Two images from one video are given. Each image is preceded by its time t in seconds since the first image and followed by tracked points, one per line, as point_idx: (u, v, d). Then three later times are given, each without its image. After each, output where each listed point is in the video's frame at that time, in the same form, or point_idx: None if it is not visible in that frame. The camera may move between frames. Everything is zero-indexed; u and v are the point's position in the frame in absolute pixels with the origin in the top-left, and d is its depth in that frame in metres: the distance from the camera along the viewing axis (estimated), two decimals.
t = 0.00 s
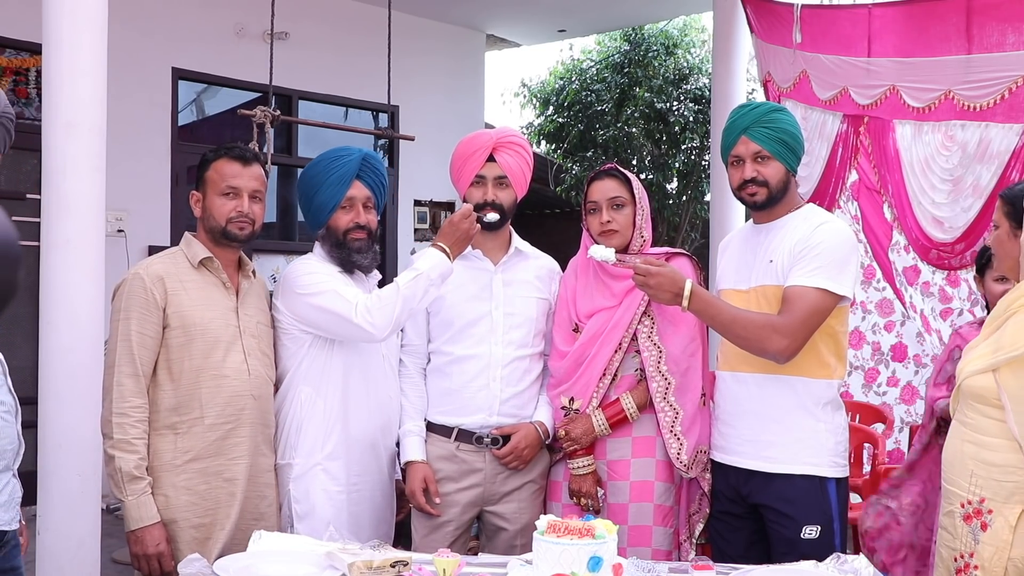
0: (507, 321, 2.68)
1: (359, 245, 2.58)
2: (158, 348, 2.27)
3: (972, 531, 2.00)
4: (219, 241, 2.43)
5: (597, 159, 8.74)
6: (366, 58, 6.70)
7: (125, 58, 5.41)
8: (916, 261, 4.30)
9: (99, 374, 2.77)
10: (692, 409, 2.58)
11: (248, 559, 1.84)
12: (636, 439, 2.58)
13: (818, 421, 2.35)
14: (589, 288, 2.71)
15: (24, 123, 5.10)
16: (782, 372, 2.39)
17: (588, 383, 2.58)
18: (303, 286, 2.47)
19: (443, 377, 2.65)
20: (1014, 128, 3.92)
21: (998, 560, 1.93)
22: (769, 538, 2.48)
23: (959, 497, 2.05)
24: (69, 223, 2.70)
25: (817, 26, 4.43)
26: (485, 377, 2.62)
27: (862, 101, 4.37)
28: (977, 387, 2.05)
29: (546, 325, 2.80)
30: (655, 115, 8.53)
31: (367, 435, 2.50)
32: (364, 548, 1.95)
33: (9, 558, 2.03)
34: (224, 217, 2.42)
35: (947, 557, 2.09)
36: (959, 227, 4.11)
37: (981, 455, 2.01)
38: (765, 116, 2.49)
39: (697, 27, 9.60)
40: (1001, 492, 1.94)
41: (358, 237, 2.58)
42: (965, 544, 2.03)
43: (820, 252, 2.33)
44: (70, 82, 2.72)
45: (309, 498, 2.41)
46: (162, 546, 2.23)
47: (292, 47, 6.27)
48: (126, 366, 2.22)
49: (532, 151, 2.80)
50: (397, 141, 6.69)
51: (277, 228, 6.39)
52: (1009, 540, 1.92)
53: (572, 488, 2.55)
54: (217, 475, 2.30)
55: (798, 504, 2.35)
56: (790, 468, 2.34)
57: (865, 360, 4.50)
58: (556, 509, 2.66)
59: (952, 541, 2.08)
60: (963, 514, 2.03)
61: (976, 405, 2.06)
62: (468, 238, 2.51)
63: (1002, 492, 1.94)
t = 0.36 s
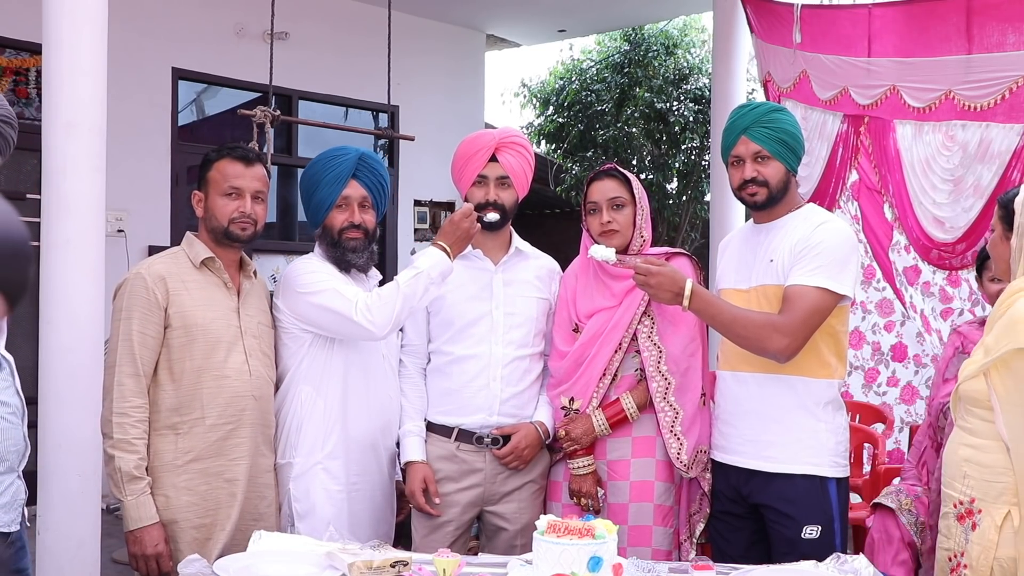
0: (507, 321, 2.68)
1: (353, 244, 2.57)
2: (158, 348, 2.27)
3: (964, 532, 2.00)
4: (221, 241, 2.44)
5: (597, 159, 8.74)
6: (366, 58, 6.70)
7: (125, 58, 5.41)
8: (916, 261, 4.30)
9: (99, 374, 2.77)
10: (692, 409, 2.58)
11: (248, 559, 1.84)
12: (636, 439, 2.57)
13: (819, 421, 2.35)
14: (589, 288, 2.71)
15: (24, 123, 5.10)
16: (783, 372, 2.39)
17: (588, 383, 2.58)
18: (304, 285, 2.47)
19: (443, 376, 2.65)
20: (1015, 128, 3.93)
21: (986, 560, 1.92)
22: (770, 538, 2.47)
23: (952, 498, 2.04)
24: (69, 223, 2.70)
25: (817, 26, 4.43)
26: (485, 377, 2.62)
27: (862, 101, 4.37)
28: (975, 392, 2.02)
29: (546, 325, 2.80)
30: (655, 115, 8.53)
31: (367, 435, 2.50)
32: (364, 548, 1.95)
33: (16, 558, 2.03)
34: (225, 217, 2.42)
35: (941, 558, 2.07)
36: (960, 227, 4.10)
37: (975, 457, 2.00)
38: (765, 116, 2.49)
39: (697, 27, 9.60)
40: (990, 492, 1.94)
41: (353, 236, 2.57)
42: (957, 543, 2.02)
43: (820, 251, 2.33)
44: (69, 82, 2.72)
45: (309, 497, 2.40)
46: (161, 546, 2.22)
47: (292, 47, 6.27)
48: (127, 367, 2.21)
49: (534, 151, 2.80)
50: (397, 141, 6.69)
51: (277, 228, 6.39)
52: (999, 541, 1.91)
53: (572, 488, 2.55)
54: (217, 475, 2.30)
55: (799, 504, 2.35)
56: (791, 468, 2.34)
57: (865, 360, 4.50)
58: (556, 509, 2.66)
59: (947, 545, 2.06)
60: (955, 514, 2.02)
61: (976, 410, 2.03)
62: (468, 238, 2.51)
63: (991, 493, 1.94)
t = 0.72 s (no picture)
0: (507, 320, 2.68)
1: (355, 244, 2.57)
2: (160, 349, 2.27)
3: (962, 532, 1.99)
4: (221, 241, 2.43)
5: (597, 159, 8.73)
6: (366, 58, 6.70)
7: (125, 58, 5.40)
8: (917, 261, 4.30)
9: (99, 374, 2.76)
10: (693, 409, 2.58)
11: (248, 559, 1.84)
12: (636, 440, 2.57)
13: (819, 421, 2.35)
14: (590, 288, 2.71)
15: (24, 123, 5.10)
16: (783, 371, 2.39)
17: (589, 383, 2.58)
18: (304, 285, 2.47)
19: (444, 376, 2.65)
20: (1016, 128, 3.92)
21: (981, 561, 1.92)
22: (770, 538, 2.48)
23: (952, 499, 2.04)
24: (69, 223, 2.70)
25: (817, 25, 4.43)
26: (485, 377, 2.62)
27: (862, 101, 4.38)
28: (968, 392, 2.02)
29: (546, 325, 2.80)
30: (655, 115, 8.53)
31: (368, 435, 2.50)
32: (365, 548, 1.95)
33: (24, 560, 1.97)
34: (227, 218, 2.42)
35: (941, 559, 2.07)
36: (961, 227, 4.10)
37: (968, 458, 1.99)
38: (766, 116, 2.49)
39: (697, 26, 9.59)
40: (986, 493, 1.93)
41: (355, 237, 2.57)
42: (955, 545, 2.02)
43: (820, 251, 2.33)
44: (69, 82, 2.72)
45: (309, 497, 2.40)
46: (164, 547, 2.22)
47: (292, 47, 6.27)
48: (129, 367, 2.21)
49: (535, 151, 2.80)
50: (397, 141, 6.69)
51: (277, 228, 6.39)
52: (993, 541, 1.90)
53: (573, 488, 2.55)
54: (219, 475, 2.30)
55: (799, 504, 2.35)
56: (791, 468, 2.34)
57: (865, 360, 4.50)
58: (556, 509, 2.66)
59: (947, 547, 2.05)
60: (955, 516, 2.02)
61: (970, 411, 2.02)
62: (468, 237, 2.51)
63: (987, 494, 1.93)
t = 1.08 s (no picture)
0: (508, 320, 2.68)
1: (357, 244, 2.57)
2: (160, 349, 2.26)
3: (957, 532, 1.98)
4: (222, 241, 2.43)
5: (597, 159, 8.74)
6: (366, 58, 6.70)
7: (125, 58, 5.40)
8: (917, 261, 4.30)
9: (99, 374, 2.76)
10: (692, 408, 2.58)
11: (248, 558, 1.84)
12: (637, 440, 2.57)
13: (819, 421, 2.34)
14: (589, 288, 2.71)
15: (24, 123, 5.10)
16: (783, 371, 2.39)
17: (588, 383, 2.58)
18: (305, 284, 2.47)
19: (444, 376, 2.65)
20: (1016, 127, 3.91)
21: (974, 561, 1.91)
22: (770, 538, 2.48)
23: (949, 501, 2.03)
24: (69, 223, 2.70)
25: (817, 25, 4.43)
26: (485, 377, 2.62)
27: (862, 101, 4.38)
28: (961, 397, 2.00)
29: (546, 325, 2.80)
30: (655, 115, 8.53)
31: (368, 436, 2.50)
32: (364, 548, 1.95)
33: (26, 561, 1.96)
34: (227, 218, 2.42)
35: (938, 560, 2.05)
36: (961, 227, 4.10)
37: (964, 459, 1.98)
38: (766, 117, 2.49)
39: (697, 27, 9.59)
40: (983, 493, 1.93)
41: (357, 237, 2.57)
42: (951, 545, 2.00)
43: (821, 251, 2.33)
44: (70, 82, 2.72)
45: (309, 496, 2.40)
46: (163, 548, 2.22)
47: (292, 47, 6.27)
48: (129, 367, 2.21)
49: (536, 151, 2.81)
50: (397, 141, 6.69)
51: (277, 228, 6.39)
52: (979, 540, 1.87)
53: (572, 488, 2.55)
54: (219, 476, 2.30)
55: (800, 503, 2.35)
56: (791, 468, 2.34)
57: (865, 360, 4.50)
58: (556, 509, 2.66)
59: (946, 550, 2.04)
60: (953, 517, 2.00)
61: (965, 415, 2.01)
62: (468, 237, 2.51)
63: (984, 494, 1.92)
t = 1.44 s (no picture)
0: (508, 320, 2.68)
1: (358, 245, 2.56)
2: (160, 349, 2.26)
3: (957, 533, 1.99)
4: (221, 241, 2.43)
5: (597, 159, 8.74)
6: (366, 58, 6.70)
7: (125, 58, 5.40)
8: (918, 261, 4.30)
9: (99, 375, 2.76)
10: (691, 408, 2.58)
11: (248, 559, 1.84)
12: (636, 439, 2.57)
13: (819, 421, 2.34)
14: (589, 288, 2.71)
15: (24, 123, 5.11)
16: (783, 371, 2.39)
17: (588, 382, 2.58)
18: (306, 285, 2.47)
19: (444, 376, 2.65)
20: (1016, 127, 3.91)
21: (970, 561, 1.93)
22: (770, 538, 2.47)
23: (948, 501, 2.04)
24: (70, 223, 2.71)
25: (817, 26, 4.43)
26: (485, 377, 2.62)
27: (862, 101, 4.38)
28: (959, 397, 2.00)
29: (546, 325, 2.80)
30: (655, 115, 8.53)
31: (369, 436, 2.50)
32: (365, 548, 1.95)
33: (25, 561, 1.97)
34: (226, 218, 2.42)
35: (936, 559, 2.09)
36: (961, 227, 4.10)
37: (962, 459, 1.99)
38: (765, 117, 2.49)
39: (697, 27, 9.59)
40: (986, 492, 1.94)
41: (358, 237, 2.57)
42: (950, 545, 2.02)
43: (821, 251, 2.33)
44: (70, 81, 2.72)
45: (310, 496, 2.40)
46: (163, 548, 2.22)
47: (292, 47, 6.27)
48: (129, 367, 2.21)
49: (536, 151, 2.80)
50: (397, 141, 6.69)
51: (277, 228, 6.39)
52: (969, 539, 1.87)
53: (572, 487, 2.54)
54: (219, 476, 2.30)
55: (799, 503, 2.35)
56: (791, 468, 2.34)
57: (864, 360, 4.49)
58: (556, 509, 2.66)
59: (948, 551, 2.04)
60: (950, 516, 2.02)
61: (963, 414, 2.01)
62: (468, 236, 2.51)
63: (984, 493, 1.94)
